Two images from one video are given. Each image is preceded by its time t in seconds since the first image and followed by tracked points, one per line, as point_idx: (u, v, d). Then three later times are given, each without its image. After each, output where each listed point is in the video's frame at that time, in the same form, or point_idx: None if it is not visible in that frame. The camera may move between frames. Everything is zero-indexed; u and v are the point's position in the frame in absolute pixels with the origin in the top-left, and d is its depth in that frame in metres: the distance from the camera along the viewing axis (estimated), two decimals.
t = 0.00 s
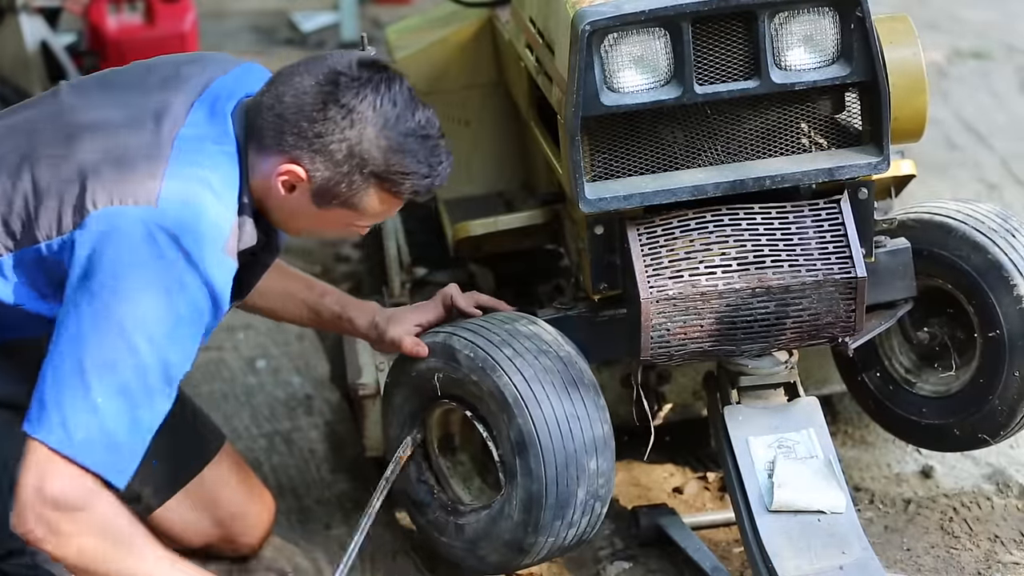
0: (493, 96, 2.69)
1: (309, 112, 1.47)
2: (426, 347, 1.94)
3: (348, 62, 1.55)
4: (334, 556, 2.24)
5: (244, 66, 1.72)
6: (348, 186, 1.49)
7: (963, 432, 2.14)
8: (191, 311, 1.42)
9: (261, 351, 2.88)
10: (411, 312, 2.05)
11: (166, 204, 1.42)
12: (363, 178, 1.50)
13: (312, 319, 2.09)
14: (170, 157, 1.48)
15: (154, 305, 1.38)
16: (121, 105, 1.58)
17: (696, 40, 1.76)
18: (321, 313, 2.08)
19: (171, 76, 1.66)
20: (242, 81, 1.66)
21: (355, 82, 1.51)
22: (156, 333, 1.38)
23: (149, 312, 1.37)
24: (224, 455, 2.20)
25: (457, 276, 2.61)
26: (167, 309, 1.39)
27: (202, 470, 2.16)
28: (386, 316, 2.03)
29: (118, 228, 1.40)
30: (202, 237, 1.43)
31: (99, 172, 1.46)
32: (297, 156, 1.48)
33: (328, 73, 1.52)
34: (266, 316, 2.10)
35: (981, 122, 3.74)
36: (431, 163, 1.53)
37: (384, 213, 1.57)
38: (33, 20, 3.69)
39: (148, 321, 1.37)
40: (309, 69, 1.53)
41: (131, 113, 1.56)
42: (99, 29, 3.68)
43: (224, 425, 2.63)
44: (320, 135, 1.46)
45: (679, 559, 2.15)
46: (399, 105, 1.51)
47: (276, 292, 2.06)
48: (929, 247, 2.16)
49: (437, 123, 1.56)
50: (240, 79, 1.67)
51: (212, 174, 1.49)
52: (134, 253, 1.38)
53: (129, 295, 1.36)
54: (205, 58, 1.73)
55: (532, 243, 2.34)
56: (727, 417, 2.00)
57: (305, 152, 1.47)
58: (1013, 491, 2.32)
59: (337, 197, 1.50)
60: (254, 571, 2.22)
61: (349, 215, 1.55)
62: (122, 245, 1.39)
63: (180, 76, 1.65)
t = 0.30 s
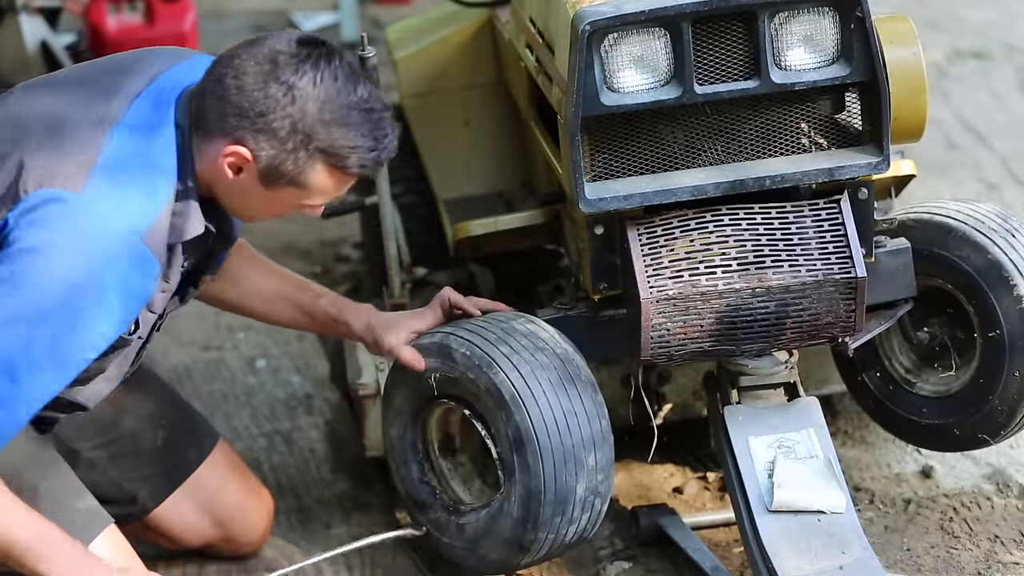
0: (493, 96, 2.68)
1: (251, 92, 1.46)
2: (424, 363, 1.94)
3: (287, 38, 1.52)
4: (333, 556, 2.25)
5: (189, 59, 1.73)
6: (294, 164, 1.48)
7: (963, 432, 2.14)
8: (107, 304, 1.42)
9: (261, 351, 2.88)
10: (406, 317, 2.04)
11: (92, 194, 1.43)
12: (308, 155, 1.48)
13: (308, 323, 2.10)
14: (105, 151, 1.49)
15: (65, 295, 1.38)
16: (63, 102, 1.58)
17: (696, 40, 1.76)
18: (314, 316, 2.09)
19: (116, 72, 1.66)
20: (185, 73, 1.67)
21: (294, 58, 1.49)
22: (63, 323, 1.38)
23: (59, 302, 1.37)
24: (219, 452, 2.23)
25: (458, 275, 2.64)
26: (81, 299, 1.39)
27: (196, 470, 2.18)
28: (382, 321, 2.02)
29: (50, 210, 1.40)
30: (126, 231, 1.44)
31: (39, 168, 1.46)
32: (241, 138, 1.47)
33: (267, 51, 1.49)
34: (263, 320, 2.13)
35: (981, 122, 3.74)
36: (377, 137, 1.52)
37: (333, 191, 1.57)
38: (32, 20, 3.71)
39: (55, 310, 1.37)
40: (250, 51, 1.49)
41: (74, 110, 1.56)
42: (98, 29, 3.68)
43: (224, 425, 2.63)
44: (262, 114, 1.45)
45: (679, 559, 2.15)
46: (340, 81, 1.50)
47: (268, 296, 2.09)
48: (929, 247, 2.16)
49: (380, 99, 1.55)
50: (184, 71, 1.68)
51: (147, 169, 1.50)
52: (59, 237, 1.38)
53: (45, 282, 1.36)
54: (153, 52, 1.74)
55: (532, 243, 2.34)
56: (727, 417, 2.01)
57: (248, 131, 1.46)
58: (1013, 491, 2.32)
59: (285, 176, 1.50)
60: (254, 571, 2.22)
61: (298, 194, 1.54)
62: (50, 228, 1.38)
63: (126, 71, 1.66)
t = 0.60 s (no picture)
0: (493, 96, 2.68)
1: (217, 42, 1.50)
2: (425, 383, 1.93)
3: None
4: (334, 556, 2.24)
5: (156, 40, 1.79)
6: (269, 110, 1.51)
7: (962, 432, 2.14)
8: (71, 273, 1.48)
9: (261, 350, 2.88)
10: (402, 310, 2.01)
11: (47, 163, 1.50)
12: (282, 98, 1.51)
13: (307, 317, 2.10)
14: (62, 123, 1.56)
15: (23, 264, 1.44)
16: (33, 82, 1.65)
17: (696, 40, 1.76)
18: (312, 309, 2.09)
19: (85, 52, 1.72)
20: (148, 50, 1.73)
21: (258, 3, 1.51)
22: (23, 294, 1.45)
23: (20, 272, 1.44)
24: (219, 452, 2.22)
25: (458, 276, 2.64)
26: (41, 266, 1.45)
27: (195, 471, 2.17)
28: (381, 314, 2.01)
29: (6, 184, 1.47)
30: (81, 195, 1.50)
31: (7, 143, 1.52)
32: (214, 89, 1.50)
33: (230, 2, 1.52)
34: (266, 318, 2.15)
35: (981, 122, 3.74)
36: (348, 76, 1.54)
37: (313, 137, 1.58)
38: (33, 20, 3.73)
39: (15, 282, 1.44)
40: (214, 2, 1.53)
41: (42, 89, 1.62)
42: (98, 29, 3.69)
43: (224, 425, 2.63)
44: (232, 61, 1.49)
45: (679, 559, 2.15)
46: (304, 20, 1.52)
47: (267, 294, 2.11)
48: (929, 248, 2.16)
49: (348, 40, 1.57)
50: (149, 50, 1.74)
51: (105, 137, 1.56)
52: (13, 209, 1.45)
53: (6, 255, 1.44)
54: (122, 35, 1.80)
55: (532, 243, 2.34)
56: (727, 417, 2.01)
57: (221, 82, 1.50)
58: (1013, 491, 2.32)
59: (262, 124, 1.52)
60: (255, 571, 2.22)
61: (276, 145, 1.56)
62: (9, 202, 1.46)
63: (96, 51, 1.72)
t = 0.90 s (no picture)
0: (493, 96, 2.68)
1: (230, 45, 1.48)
2: (425, 377, 1.92)
3: None
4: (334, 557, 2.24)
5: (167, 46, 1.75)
6: (280, 115, 1.48)
7: (963, 432, 2.13)
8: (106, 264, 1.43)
9: (261, 351, 2.88)
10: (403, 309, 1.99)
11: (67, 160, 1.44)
12: (293, 103, 1.48)
13: (307, 322, 2.06)
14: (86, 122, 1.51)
15: (72, 257, 1.40)
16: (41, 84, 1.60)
17: (697, 40, 1.76)
18: (312, 314, 2.06)
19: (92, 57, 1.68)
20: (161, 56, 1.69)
21: (269, 8, 1.50)
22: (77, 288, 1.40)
23: (70, 267, 1.39)
24: (220, 453, 2.22)
25: (457, 276, 2.66)
26: (91, 256, 1.41)
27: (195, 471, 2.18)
28: (381, 314, 1.99)
29: (34, 180, 1.42)
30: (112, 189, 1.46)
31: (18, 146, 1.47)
32: (224, 91, 1.47)
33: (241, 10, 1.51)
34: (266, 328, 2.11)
35: (980, 122, 3.74)
36: (360, 83, 1.51)
37: (324, 143, 1.55)
38: (33, 20, 3.73)
39: (68, 277, 1.39)
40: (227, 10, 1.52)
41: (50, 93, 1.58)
42: (98, 29, 3.70)
43: (224, 425, 2.63)
44: (243, 64, 1.47)
45: (679, 559, 2.15)
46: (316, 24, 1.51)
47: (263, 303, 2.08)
48: (930, 248, 2.16)
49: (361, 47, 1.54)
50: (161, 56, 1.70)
51: (129, 136, 1.52)
52: (40, 211, 1.40)
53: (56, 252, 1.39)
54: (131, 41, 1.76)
55: (532, 243, 2.34)
56: (727, 417, 2.00)
57: (232, 84, 1.47)
58: (1013, 491, 2.31)
59: (273, 129, 1.49)
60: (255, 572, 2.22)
61: (287, 151, 1.53)
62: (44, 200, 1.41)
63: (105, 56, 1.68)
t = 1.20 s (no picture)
0: (494, 96, 2.69)
1: (253, 46, 1.48)
2: (432, 369, 1.91)
3: None
4: (334, 557, 2.24)
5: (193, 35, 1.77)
6: (297, 120, 1.48)
7: (962, 435, 2.14)
8: (165, 257, 1.48)
9: (262, 351, 2.88)
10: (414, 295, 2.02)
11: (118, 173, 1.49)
12: (310, 109, 1.48)
13: (313, 312, 2.09)
14: (127, 124, 1.54)
15: (137, 258, 1.45)
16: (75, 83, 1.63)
17: (698, 40, 1.76)
18: (320, 302, 2.08)
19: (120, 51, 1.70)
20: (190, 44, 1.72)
21: (295, 13, 1.50)
22: (150, 287, 1.47)
23: (136, 271, 1.46)
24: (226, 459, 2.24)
25: (457, 275, 2.69)
26: (150, 254, 1.46)
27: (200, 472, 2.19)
28: (389, 301, 2.02)
29: (84, 197, 1.47)
30: (164, 185, 1.50)
31: (63, 153, 1.52)
32: (245, 94, 1.49)
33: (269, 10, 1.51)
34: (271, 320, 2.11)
35: (981, 122, 3.74)
36: (380, 92, 1.50)
37: (343, 150, 1.55)
38: (33, 20, 3.73)
39: (137, 280, 1.46)
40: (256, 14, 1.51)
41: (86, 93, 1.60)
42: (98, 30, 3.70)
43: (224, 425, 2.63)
44: (263, 67, 1.47)
45: (679, 559, 2.15)
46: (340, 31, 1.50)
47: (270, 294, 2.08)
48: (930, 250, 2.16)
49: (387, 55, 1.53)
50: (188, 44, 1.72)
51: (167, 130, 1.55)
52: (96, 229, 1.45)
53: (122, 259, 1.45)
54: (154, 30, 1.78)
55: (532, 243, 2.34)
56: (727, 417, 2.01)
57: (252, 86, 1.48)
58: (1013, 491, 2.32)
59: (290, 133, 1.50)
60: (255, 572, 2.22)
61: (305, 156, 1.53)
62: (94, 214, 1.46)
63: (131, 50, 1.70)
